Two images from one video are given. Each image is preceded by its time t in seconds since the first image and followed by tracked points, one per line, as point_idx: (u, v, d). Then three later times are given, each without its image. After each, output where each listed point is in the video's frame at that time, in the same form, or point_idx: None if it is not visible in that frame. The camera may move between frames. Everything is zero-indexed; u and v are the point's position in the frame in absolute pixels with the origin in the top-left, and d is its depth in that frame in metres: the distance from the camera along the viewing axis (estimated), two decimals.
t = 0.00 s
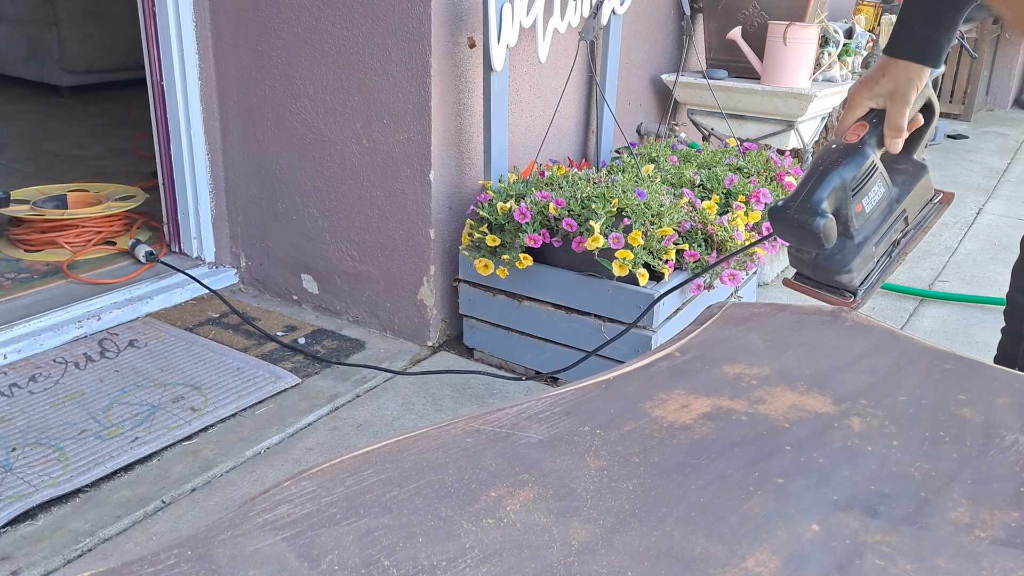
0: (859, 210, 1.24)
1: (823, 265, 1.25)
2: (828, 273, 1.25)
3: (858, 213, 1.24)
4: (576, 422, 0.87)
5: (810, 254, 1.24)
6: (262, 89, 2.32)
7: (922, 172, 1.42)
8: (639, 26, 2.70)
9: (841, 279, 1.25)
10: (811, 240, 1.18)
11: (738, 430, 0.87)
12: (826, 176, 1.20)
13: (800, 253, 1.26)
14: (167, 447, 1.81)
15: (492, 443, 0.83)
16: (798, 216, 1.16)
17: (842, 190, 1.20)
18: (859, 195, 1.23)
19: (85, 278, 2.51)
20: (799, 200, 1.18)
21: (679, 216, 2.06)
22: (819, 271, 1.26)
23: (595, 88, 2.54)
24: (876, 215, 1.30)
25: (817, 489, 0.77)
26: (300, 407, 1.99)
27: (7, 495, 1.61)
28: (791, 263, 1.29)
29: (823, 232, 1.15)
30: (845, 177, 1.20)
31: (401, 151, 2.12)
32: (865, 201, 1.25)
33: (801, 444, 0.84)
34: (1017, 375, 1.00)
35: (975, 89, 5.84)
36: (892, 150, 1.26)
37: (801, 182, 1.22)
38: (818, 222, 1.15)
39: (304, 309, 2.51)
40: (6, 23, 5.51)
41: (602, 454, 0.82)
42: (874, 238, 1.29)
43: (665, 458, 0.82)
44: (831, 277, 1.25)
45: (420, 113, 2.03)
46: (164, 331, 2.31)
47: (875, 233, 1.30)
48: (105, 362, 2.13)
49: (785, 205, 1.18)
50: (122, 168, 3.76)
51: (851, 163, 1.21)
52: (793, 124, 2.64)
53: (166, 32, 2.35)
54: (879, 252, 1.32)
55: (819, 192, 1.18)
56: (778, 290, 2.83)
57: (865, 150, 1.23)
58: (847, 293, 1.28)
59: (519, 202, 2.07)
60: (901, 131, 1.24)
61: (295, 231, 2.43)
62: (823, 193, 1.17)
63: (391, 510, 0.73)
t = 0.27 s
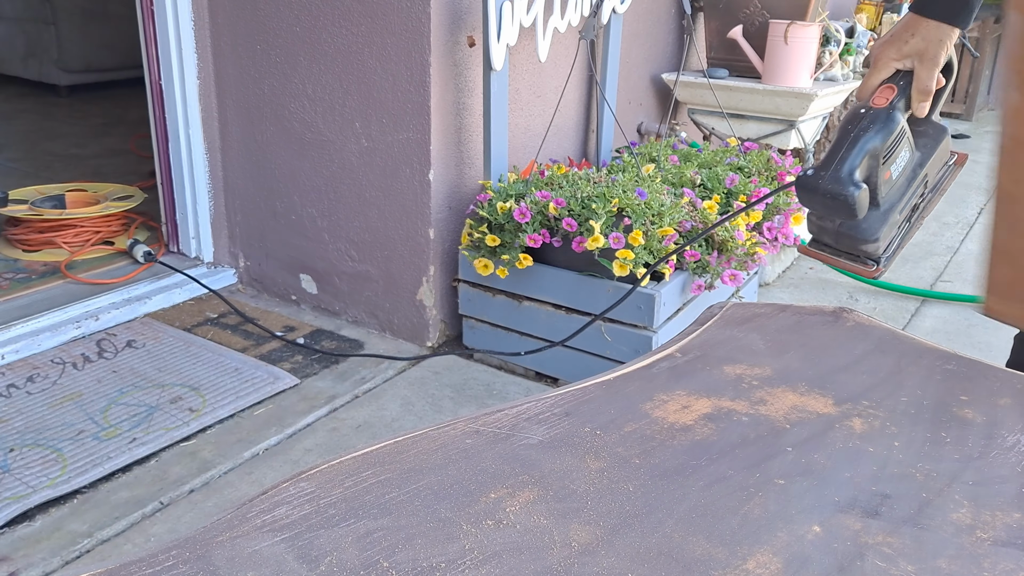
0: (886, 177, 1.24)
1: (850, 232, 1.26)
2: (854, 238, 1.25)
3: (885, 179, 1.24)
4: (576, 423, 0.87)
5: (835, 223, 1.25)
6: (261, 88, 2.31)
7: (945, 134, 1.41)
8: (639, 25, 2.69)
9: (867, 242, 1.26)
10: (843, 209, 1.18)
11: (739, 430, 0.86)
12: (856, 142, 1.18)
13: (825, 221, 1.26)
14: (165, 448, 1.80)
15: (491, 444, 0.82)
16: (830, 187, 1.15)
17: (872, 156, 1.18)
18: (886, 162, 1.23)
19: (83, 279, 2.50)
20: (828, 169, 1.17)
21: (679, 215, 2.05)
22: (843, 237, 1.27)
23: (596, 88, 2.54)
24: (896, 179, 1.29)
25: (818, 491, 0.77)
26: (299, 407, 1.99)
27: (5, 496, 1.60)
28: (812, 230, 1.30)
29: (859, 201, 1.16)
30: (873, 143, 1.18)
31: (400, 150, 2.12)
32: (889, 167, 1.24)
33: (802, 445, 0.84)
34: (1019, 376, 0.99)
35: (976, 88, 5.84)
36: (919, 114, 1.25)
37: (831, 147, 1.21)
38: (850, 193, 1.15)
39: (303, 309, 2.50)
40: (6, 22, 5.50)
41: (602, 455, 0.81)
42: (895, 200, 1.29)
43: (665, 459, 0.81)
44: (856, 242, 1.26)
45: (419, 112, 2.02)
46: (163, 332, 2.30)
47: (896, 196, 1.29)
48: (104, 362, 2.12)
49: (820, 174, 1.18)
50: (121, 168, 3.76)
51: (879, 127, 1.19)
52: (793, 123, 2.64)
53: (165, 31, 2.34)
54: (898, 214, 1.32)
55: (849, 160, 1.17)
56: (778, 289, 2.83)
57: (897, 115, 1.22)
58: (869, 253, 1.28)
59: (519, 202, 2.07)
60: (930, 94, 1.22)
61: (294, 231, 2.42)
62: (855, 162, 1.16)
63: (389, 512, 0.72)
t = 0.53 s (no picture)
0: (905, 137, 1.13)
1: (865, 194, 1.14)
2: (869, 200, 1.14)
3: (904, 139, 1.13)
4: (577, 423, 0.87)
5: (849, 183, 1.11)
6: (261, 89, 2.31)
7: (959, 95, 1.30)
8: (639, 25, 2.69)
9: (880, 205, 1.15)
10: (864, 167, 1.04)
11: (739, 430, 0.86)
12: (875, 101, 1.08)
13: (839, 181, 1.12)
14: (165, 448, 1.80)
15: (492, 444, 0.82)
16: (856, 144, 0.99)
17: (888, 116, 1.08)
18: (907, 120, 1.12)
19: (83, 279, 2.50)
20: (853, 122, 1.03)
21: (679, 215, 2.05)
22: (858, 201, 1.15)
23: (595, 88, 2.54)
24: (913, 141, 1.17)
25: (818, 491, 0.77)
26: (299, 407, 1.99)
27: (5, 496, 1.60)
28: (824, 193, 1.16)
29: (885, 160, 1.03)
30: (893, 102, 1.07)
31: (400, 151, 2.12)
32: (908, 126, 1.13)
33: (802, 444, 0.84)
34: (1018, 376, 0.99)
35: (976, 88, 5.84)
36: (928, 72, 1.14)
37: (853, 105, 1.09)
38: (876, 151, 0.99)
39: (303, 309, 2.50)
40: (5, 22, 5.50)
41: (602, 455, 0.81)
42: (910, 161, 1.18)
43: (665, 459, 0.81)
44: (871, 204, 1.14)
45: (419, 113, 2.03)
46: (163, 332, 2.30)
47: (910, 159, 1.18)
48: (104, 362, 2.12)
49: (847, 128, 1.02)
50: (121, 168, 3.76)
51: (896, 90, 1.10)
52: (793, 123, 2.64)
53: (164, 31, 2.34)
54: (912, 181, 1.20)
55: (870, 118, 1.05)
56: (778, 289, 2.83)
57: (918, 72, 1.13)
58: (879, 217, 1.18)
59: (519, 202, 2.07)
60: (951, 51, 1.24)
61: (294, 231, 2.42)
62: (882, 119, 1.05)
63: (390, 512, 0.72)
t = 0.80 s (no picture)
0: (908, 104, 1.25)
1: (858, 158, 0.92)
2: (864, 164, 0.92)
3: (908, 106, 1.26)
4: (576, 423, 0.87)
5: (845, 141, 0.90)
6: (261, 89, 2.31)
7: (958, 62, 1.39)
8: (639, 26, 2.69)
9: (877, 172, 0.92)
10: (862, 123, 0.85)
11: (739, 431, 0.86)
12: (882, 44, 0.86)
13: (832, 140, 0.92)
14: (165, 448, 1.80)
15: (492, 444, 0.82)
16: (861, 109, 1.19)
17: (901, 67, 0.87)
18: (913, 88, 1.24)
19: (83, 279, 2.50)
20: (853, 90, 1.21)
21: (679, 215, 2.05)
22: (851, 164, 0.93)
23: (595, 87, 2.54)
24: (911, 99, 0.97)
25: (817, 491, 0.77)
26: (299, 407, 1.99)
27: (4, 497, 1.60)
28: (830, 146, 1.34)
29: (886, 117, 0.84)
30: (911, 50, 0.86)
31: (399, 151, 2.12)
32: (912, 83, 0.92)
33: (802, 445, 0.84)
34: (1019, 376, 0.99)
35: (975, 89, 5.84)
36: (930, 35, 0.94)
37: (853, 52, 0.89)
38: (881, 117, 1.18)
39: (303, 309, 2.50)
40: (5, 22, 5.50)
41: (602, 455, 0.81)
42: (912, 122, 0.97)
43: (664, 459, 0.81)
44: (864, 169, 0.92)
45: (419, 113, 2.02)
46: (163, 332, 2.30)
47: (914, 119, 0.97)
48: (104, 362, 2.12)
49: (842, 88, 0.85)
50: (121, 168, 3.76)
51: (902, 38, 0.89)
52: (793, 123, 2.64)
53: (164, 31, 2.34)
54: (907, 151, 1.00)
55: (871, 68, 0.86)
56: (778, 289, 2.83)
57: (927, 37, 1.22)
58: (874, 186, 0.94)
59: (519, 202, 2.07)
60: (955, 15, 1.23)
61: (294, 231, 2.42)
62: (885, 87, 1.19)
63: (390, 512, 0.72)
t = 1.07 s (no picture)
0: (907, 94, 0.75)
1: (857, 158, 0.78)
2: (864, 167, 0.79)
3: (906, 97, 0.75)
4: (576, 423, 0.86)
5: (842, 141, 0.77)
6: (261, 89, 2.31)
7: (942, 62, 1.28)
8: (639, 25, 2.69)
9: (878, 175, 0.79)
10: (859, 129, 0.73)
11: (739, 431, 0.86)
12: (880, 45, 0.71)
13: (829, 136, 0.78)
14: (165, 448, 1.80)
15: (492, 445, 0.82)
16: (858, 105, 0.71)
17: (905, 73, 0.71)
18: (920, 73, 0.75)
19: (83, 279, 2.50)
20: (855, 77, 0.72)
21: (679, 215, 2.05)
22: (849, 165, 0.80)
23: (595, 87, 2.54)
24: (931, 86, 0.78)
25: (818, 491, 0.77)
26: (298, 407, 1.99)
27: (4, 497, 1.60)
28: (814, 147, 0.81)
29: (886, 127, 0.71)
30: (915, 53, 0.71)
31: (399, 150, 2.12)
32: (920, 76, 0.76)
33: (802, 444, 0.84)
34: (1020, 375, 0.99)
35: (976, 88, 5.84)
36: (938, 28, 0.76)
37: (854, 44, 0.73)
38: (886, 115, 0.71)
39: (303, 309, 2.50)
40: (5, 22, 5.50)
41: (602, 456, 0.81)
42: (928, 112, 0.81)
43: (665, 459, 0.81)
44: (864, 171, 0.79)
45: (419, 113, 2.02)
46: (162, 332, 2.30)
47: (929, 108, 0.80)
48: (103, 362, 2.12)
49: (839, 91, 0.72)
50: (121, 168, 3.76)
51: (910, 26, 0.71)
52: (793, 123, 2.64)
53: (164, 31, 2.34)
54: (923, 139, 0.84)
55: (868, 69, 0.71)
56: (778, 289, 2.83)
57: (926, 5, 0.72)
58: (877, 188, 0.82)
59: (519, 201, 2.07)
60: None
61: (294, 231, 2.42)
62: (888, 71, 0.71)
63: (389, 512, 0.72)
